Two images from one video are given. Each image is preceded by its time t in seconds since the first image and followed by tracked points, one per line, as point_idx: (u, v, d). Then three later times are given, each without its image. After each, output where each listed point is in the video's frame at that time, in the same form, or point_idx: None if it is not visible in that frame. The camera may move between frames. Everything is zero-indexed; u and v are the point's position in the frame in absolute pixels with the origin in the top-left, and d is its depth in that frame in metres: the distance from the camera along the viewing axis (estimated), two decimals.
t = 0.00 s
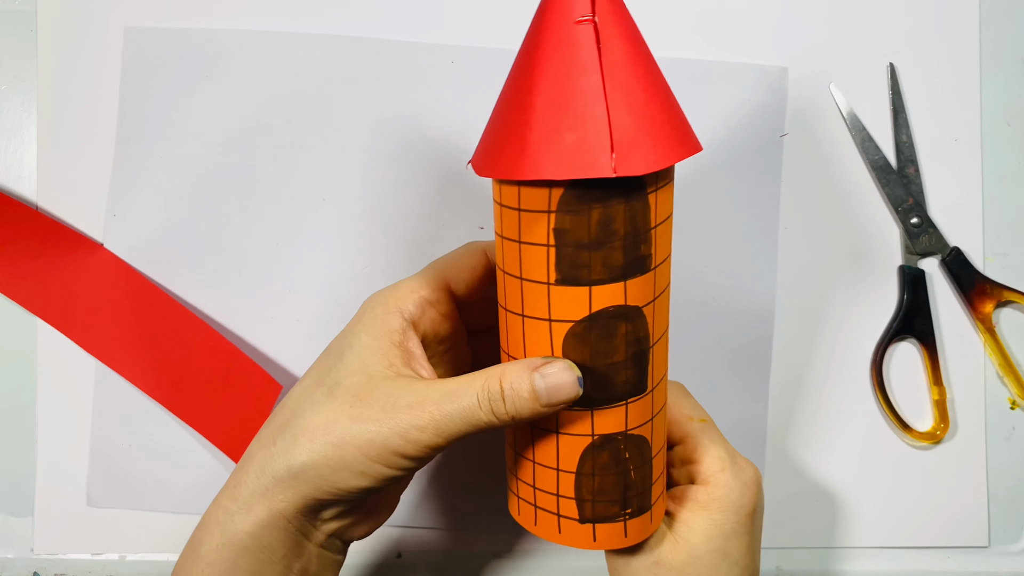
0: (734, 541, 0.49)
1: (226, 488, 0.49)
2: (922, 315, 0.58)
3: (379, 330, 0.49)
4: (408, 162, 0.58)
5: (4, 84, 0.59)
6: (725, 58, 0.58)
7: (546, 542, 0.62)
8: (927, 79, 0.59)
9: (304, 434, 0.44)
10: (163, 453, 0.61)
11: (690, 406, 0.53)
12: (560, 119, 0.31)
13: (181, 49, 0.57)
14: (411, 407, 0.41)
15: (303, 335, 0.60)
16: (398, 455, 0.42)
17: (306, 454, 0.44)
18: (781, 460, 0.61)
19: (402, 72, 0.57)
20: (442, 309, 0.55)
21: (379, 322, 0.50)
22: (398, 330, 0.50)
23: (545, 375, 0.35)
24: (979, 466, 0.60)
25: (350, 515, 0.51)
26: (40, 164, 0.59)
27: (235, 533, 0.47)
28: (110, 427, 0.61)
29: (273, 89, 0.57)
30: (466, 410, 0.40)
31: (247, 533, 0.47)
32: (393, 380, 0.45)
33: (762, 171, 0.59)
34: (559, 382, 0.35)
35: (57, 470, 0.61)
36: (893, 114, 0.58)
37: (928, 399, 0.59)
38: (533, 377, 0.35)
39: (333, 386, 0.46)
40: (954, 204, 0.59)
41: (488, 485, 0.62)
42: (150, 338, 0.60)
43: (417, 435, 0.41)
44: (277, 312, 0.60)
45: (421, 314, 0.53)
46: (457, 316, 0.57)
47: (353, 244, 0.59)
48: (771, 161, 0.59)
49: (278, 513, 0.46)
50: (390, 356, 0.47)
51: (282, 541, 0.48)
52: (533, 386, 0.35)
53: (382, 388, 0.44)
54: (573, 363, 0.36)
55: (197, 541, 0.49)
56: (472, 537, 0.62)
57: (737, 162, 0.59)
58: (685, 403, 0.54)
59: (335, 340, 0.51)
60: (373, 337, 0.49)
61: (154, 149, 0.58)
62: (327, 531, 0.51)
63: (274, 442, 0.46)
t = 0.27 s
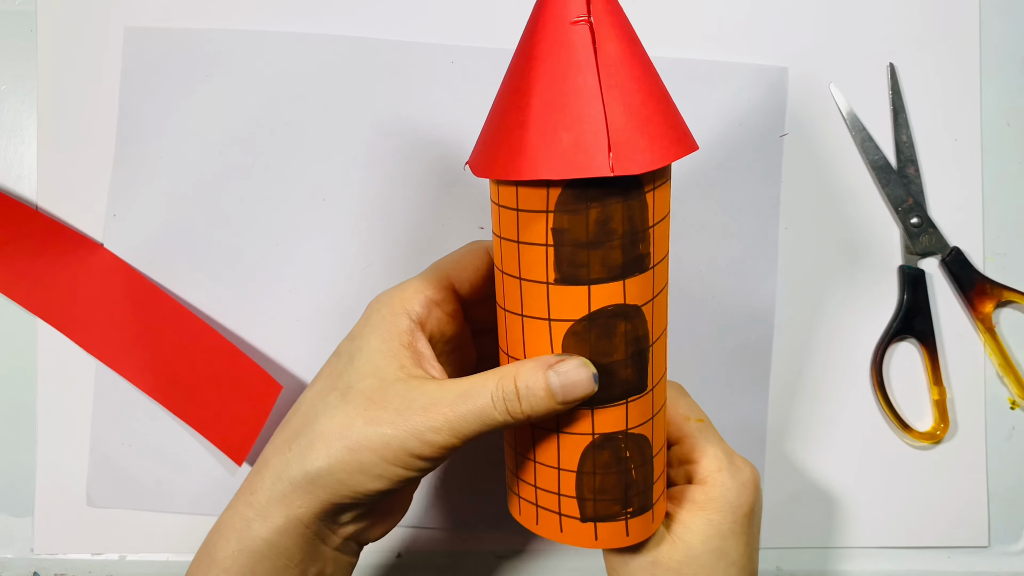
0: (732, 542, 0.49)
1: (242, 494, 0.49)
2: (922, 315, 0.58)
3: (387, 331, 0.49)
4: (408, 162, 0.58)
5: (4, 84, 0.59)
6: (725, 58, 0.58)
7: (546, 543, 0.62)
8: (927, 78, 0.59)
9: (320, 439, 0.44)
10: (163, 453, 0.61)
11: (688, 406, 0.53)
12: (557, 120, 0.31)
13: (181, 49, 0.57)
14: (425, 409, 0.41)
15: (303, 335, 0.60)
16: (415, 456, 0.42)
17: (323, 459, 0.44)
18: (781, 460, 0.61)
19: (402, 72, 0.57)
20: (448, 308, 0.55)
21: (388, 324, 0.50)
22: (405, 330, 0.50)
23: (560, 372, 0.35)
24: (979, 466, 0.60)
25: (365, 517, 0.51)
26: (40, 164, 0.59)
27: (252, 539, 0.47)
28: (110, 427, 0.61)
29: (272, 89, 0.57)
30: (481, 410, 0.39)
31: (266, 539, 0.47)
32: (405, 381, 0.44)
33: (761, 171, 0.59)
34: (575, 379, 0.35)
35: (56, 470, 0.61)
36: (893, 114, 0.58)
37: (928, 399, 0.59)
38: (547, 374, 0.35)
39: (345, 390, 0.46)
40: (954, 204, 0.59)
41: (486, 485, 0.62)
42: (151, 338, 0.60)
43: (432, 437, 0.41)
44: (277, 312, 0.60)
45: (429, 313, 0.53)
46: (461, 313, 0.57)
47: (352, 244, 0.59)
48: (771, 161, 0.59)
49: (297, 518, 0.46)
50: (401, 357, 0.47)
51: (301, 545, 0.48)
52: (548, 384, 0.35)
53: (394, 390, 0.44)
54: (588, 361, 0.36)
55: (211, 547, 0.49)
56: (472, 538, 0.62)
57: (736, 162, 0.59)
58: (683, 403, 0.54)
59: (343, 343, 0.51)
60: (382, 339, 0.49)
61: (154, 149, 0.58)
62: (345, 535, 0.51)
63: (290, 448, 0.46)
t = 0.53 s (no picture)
0: (732, 542, 0.49)
1: (249, 495, 0.49)
2: (922, 315, 0.58)
3: (388, 330, 0.49)
4: (408, 163, 0.58)
5: (4, 84, 0.59)
6: (725, 58, 0.58)
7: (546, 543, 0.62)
8: (927, 78, 0.59)
9: (324, 440, 0.44)
10: (163, 453, 0.61)
11: (689, 407, 0.53)
12: (557, 122, 0.31)
13: (181, 49, 0.57)
14: (429, 408, 0.41)
15: (303, 335, 0.60)
16: (419, 455, 0.42)
17: (328, 460, 0.44)
18: (781, 460, 0.61)
19: (402, 72, 0.57)
20: (449, 308, 0.55)
21: (389, 324, 0.50)
22: (407, 329, 0.50)
23: (568, 366, 0.35)
24: (979, 466, 0.60)
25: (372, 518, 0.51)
26: (40, 164, 0.59)
27: (259, 541, 0.47)
28: (110, 427, 0.61)
29: (273, 89, 0.57)
30: (484, 409, 0.39)
31: (274, 541, 0.47)
32: (407, 380, 0.44)
33: (761, 171, 0.59)
34: (582, 374, 0.35)
35: (56, 470, 0.61)
36: (893, 114, 0.58)
37: (928, 399, 0.59)
38: (555, 369, 0.35)
39: (348, 390, 0.46)
40: (954, 204, 0.59)
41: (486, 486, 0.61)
42: (151, 338, 0.60)
43: (436, 436, 0.41)
44: (277, 312, 0.60)
45: (431, 313, 0.53)
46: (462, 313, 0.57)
47: (353, 244, 0.59)
48: (770, 161, 0.59)
49: (303, 520, 0.46)
50: (403, 356, 0.47)
51: (307, 546, 0.48)
52: (557, 379, 0.35)
53: (397, 389, 0.44)
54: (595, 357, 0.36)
55: (219, 549, 0.49)
56: (472, 538, 0.62)
57: (736, 162, 0.59)
58: (683, 403, 0.53)
59: (345, 344, 0.51)
60: (385, 338, 0.49)
61: (154, 149, 0.58)
62: (351, 536, 0.51)
63: (295, 450, 0.47)
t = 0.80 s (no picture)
0: (731, 542, 0.49)
1: (248, 497, 0.49)
2: (922, 315, 0.58)
3: (389, 331, 0.50)
4: (408, 162, 0.58)
5: (4, 84, 0.59)
6: (725, 58, 0.58)
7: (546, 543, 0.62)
8: (927, 78, 0.59)
9: (324, 444, 0.44)
10: (163, 454, 0.61)
11: (688, 408, 0.53)
12: (557, 121, 0.31)
13: (180, 48, 0.57)
14: (429, 413, 0.41)
15: (303, 335, 0.60)
16: (418, 458, 0.42)
17: (327, 462, 0.44)
18: (780, 460, 0.61)
19: (402, 72, 0.57)
20: (449, 308, 0.55)
21: (389, 325, 0.50)
22: (408, 331, 0.50)
23: (569, 374, 0.35)
24: (979, 466, 0.60)
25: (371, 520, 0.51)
26: (41, 164, 0.59)
27: (259, 544, 0.47)
28: (110, 427, 0.61)
29: (272, 89, 0.57)
30: (485, 414, 0.39)
31: (272, 544, 0.47)
32: (407, 382, 0.44)
33: (762, 171, 0.59)
34: (582, 381, 0.35)
35: (56, 470, 0.61)
36: (893, 114, 0.58)
37: (928, 399, 0.59)
38: (556, 376, 0.35)
39: (348, 392, 0.46)
40: (953, 204, 0.59)
41: (485, 488, 0.61)
42: (152, 338, 0.60)
43: (436, 441, 0.41)
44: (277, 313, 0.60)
45: (431, 313, 0.53)
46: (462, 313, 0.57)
47: (353, 244, 0.59)
48: (770, 161, 0.59)
49: (302, 523, 0.46)
50: (404, 358, 0.47)
51: (307, 549, 0.48)
52: (558, 386, 0.35)
53: (397, 391, 0.44)
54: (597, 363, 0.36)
55: (217, 550, 0.49)
56: (472, 538, 0.62)
57: (736, 162, 0.59)
58: (682, 403, 0.54)
59: (345, 345, 0.51)
60: (386, 340, 0.49)
61: (154, 149, 0.58)
62: (351, 538, 0.51)
63: (295, 453, 0.46)
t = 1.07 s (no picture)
0: (725, 543, 0.48)
1: (254, 503, 0.49)
2: (922, 315, 0.58)
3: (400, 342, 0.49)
4: (408, 162, 0.58)
5: (4, 85, 0.59)
6: (725, 57, 0.58)
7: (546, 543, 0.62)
8: (926, 77, 0.59)
9: (337, 457, 0.44)
10: (163, 454, 0.61)
11: (683, 408, 0.53)
12: (540, 130, 0.31)
13: (180, 48, 0.57)
14: (444, 428, 0.41)
15: (303, 335, 0.60)
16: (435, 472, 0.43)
17: (342, 476, 0.44)
18: (780, 459, 0.61)
19: (402, 72, 0.57)
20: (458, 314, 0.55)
21: (398, 334, 0.50)
22: (417, 339, 0.50)
23: (586, 398, 0.35)
24: (979, 465, 0.60)
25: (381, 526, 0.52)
26: (41, 164, 0.59)
27: (266, 556, 0.47)
28: (110, 427, 0.61)
29: (272, 88, 0.57)
30: (500, 432, 0.39)
31: (281, 555, 0.47)
32: (422, 396, 0.44)
33: (762, 171, 0.59)
34: (599, 406, 0.35)
35: (56, 470, 0.61)
36: (893, 114, 0.58)
37: (928, 399, 0.59)
38: (572, 399, 0.35)
39: (361, 405, 0.46)
40: (953, 204, 0.59)
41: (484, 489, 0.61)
42: (152, 338, 0.60)
43: (452, 456, 0.41)
44: (277, 313, 0.60)
45: (436, 321, 0.53)
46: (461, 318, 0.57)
47: (352, 244, 0.59)
48: (770, 161, 0.59)
49: (313, 534, 0.47)
50: (415, 368, 0.47)
51: (315, 559, 0.48)
52: (573, 410, 0.35)
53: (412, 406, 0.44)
54: (615, 392, 0.36)
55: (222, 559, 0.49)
56: (471, 538, 0.62)
57: (736, 161, 0.59)
58: (677, 404, 0.54)
59: (351, 353, 0.51)
60: (395, 349, 0.48)
61: (154, 149, 0.58)
62: (360, 544, 0.51)
63: (306, 464, 0.46)
